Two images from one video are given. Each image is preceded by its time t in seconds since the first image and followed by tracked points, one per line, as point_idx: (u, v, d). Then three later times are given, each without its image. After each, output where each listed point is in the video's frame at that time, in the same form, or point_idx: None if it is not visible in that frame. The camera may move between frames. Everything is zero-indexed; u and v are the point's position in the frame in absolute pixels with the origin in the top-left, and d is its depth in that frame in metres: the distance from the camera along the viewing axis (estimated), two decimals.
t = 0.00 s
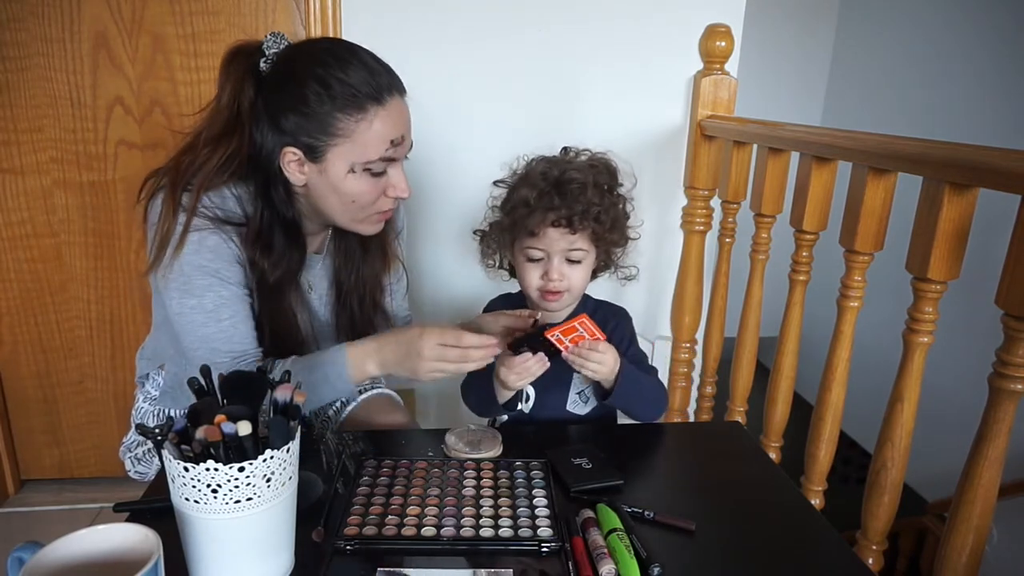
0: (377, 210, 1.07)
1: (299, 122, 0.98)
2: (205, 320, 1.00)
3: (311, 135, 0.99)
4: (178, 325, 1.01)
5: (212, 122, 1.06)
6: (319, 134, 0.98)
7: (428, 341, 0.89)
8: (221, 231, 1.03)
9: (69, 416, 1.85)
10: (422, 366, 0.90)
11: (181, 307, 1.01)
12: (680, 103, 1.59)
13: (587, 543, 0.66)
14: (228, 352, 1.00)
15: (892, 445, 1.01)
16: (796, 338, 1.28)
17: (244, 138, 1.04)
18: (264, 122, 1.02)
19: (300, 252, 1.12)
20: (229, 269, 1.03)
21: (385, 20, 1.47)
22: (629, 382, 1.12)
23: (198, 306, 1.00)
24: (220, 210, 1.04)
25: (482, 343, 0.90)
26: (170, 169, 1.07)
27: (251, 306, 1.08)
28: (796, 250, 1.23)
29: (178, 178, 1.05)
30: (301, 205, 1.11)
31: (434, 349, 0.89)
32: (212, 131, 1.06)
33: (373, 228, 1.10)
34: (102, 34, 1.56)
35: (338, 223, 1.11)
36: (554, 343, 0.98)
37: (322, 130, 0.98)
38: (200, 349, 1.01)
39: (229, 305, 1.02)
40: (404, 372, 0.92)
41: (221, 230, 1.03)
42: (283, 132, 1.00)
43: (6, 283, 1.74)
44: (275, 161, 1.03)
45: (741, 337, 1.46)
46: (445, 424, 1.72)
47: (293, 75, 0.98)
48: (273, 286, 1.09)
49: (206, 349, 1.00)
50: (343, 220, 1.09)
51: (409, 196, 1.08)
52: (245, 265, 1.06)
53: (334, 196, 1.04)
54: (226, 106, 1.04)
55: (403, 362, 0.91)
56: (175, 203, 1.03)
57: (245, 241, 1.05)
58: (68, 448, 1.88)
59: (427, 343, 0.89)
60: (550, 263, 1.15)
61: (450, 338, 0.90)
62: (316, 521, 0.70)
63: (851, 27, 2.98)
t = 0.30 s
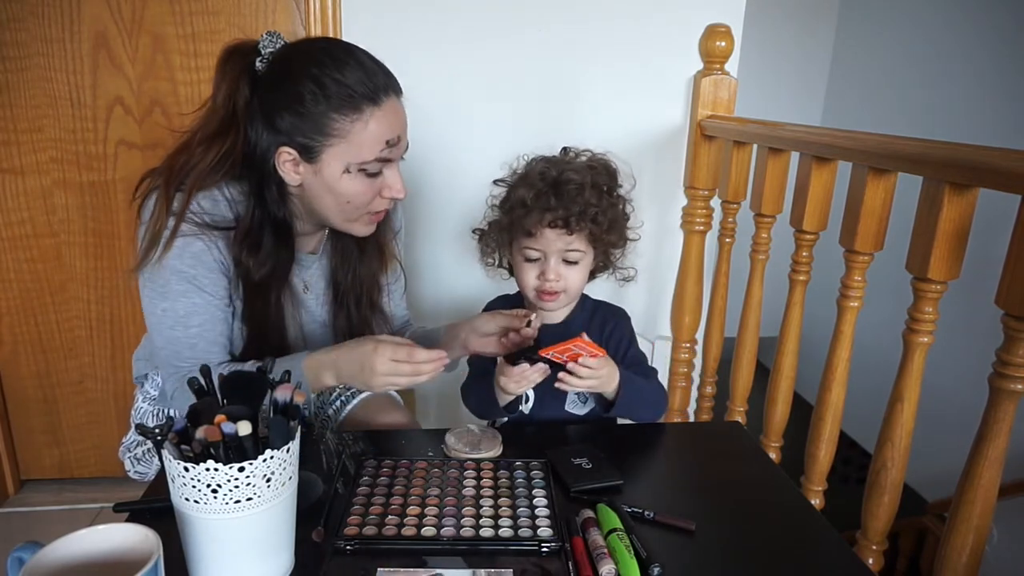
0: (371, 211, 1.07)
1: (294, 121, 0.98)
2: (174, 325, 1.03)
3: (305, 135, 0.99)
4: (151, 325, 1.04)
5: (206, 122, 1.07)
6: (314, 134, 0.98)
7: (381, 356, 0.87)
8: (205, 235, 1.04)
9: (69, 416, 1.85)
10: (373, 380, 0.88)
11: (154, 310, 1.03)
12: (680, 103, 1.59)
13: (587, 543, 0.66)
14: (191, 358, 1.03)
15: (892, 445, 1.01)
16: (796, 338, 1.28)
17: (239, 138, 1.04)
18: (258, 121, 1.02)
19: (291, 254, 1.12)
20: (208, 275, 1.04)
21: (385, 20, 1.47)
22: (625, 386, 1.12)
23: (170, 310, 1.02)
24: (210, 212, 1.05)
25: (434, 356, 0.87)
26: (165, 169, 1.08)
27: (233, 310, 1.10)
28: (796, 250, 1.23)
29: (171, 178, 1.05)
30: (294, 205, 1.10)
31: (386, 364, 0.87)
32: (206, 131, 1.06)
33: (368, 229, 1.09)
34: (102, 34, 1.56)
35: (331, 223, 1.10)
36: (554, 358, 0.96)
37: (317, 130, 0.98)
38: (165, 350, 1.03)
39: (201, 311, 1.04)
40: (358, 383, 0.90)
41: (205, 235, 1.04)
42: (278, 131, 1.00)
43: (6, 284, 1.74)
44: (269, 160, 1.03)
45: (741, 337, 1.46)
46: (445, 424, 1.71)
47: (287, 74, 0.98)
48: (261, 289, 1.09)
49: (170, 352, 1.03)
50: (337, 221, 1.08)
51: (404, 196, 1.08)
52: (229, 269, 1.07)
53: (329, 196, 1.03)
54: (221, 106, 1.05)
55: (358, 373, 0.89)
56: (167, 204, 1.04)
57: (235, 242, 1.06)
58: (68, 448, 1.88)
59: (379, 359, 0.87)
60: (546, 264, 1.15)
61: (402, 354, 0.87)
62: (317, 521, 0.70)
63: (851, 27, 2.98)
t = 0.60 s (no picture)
0: (370, 212, 1.06)
1: (294, 121, 0.98)
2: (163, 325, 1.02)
3: (304, 135, 0.99)
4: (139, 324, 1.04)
5: (206, 120, 1.07)
6: (313, 135, 0.98)
7: (364, 369, 0.86)
8: (201, 236, 1.04)
9: (69, 416, 1.85)
10: (356, 393, 0.87)
11: (144, 309, 1.03)
12: (680, 103, 1.59)
13: (586, 543, 0.66)
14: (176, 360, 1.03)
15: (892, 445, 1.01)
16: (796, 338, 1.28)
17: (238, 137, 1.04)
18: (258, 121, 1.02)
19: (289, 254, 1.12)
20: (200, 276, 1.04)
21: (385, 21, 1.47)
22: (623, 386, 1.12)
23: (160, 310, 1.02)
24: (209, 212, 1.05)
25: (417, 371, 0.87)
26: (164, 168, 1.08)
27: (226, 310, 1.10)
28: (796, 250, 1.23)
29: (170, 178, 1.05)
30: (293, 205, 1.10)
31: (369, 378, 0.86)
32: (206, 130, 1.06)
33: (367, 230, 1.09)
34: (102, 34, 1.56)
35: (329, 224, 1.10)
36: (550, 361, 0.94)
37: (316, 130, 0.98)
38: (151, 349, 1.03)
39: (190, 312, 1.04)
40: (341, 395, 0.89)
41: (200, 237, 1.04)
42: (277, 131, 1.00)
43: (6, 283, 1.74)
44: (268, 159, 1.03)
45: (741, 337, 1.46)
46: (445, 424, 1.71)
47: (287, 74, 0.98)
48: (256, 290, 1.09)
49: (156, 351, 1.03)
50: (336, 222, 1.08)
51: (402, 199, 1.08)
52: (224, 270, 1.07)
53: (327, 197, 1.03)
54: (221, 105, 1.04)
55: (339, 387, 0.88)
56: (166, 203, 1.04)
57: (233, 242, 1.06)
58: (68, 448, 1.88)
59: (362, 373, 0.86)
60: (545, 263, 1.15)
61: (385, 368, 0.86)
62: (316, 521, 0.70)
63: (850, 27, 2.98)
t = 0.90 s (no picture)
0: (370, 214, 1.06)
1: (296, 123, 0.98)
2: (161, 326, 1.02)
3: (307, 137, 0.99)
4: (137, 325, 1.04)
5: (210, 119, 1.06)
6: (315, 136, 0.98)
7: (362, 374, 0.86)
8: (201, 238, 1.04)
9: (69, 416, 1.85)
10: (353, 398, 0.87)
11: (142, 310, 1.03)
12: (680, 103, 1.59)
13: (587, 543, 0.66)
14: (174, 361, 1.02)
15: (892, 445, 1.01)
16: (796, 338, 1.28)
17: (241, 137, 1.04)
18: (261, 121, 1.02)
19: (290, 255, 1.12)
20: (199, 277, 1.04)
21: (384, 21, 1.47)
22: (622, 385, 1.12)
23: (158, 310, 1.02)
24: (211, 213, 1.05)
25: (415, 375, 0.88)
26: (166, 167, 1.08)
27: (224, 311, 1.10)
28: (796, 250, 1.23)
29: (173, 177, 1.05)
30: (294, 206, 1.10)
31: (367, 383, 0.86)
32: (209, 129, 1.06)
33: (367, 231, 1.09)
34: (102, 34, 1.56)
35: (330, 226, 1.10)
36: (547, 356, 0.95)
37: (319, 132, 0.98)
38: (148, 350, 1.03)
39: (189, 313, 1.04)
40: (339, 400, 0.89)
41: (200, 238, 1.04)
42: (279, 132, 1.00)
43: (6, 283, 1.74)
44: (270, 160, 1.03)
45: (741, 337, 1.46)
46: (445, 424, 1.71)
47: (292, 76, 0.98)
48: (256, 291, 1.09)
49: (154, 352, 1.02)
50: (336, 224, 1.08)
51: (403, 202, 1.08)
52: (223, 271, 1.07)
53: (327, 199, 1.03)
54: (224, 104, 1.04)
55: (337, 393, 0.88)
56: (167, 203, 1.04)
57: (235, 243, 1.06)
58: (68, 448, 1.88)
59: (361, 378, 0.86)
60: (542, 261, 1.15)
61: (383, 373, 0.87)
62: (317, 521, 0.70)
63: (850, 27, 2.98)
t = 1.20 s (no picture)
0: (371, 218, 1.06)
1: (300, 126, 0.98)
2: (160, 329, 1.02)
3: (310, 141, 0.99)
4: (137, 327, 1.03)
5: (215, 121, 1.06)
6: (318, 140, 0.98)
7: (363, 386, 0.86)
8: (203, 241, 1.04)
9: (69, 416, 1.85)
10: (354, 408, 0.87)
11: (141, 312, 1.03)
12: (680, 102, 1.59)
13: (587, 543, 0.66)
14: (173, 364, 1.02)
15: (892, 445, 1.01)
16: (796, 338, 1.28)
17: (245, 139, 1.04)
18: (265, 123, 1.02)
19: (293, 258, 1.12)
20: (200, 281, 1.04)
21: (385, 21, 1.47)
22: (622, 385, 1.12)
23: (158, 313, 1.02)
24: (213, 216, 1.05)
25: (417, 386, 0.88)
26: (171, 169, 1.08)
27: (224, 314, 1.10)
28: (796, 250, 1.23)
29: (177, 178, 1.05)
30: (297, 209, 1.10)
31: (369, 395, 0.86)
32: (214, 130, 1.06)
33: (369, 236, 1.09)
34: (102, 34, 1.56)
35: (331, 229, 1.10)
36: (555, 352, 0.92)
37: (322, 136, 0.98)
38: (147, 353, 1.03)
39: (189, 317, 1.04)
40: (339, 409, 0.89)
41: (202, 241, 1.04)
42: (283, 135, 1.00)
43: (6, 283, 1.73)
44: (273, 162, 1.03)
45: (741, 337, 1.46)
46: (445, 425, 1.71)
47: (297, 79, 0.98)
48: (257, 294, 1.09)
49: (153, 354, 1.02)
50: (337, 227, 1.08)
51: (405, 207, 1.08)
52: (224, 274, 1.07)
53: (329, 202, 1.03)
54: (229, 106, 1.04)
55: (338, 402, 0.88)
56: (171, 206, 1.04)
57: (237, 245, 1.06)
58: (68, 448, 1.88)
59: (362, 390, 0.86)
60: (538, 258, 1.15)
61: (385, 385, 0.86)
62: (317, 521, 0.70)
63: (850, 28, 2.98)
